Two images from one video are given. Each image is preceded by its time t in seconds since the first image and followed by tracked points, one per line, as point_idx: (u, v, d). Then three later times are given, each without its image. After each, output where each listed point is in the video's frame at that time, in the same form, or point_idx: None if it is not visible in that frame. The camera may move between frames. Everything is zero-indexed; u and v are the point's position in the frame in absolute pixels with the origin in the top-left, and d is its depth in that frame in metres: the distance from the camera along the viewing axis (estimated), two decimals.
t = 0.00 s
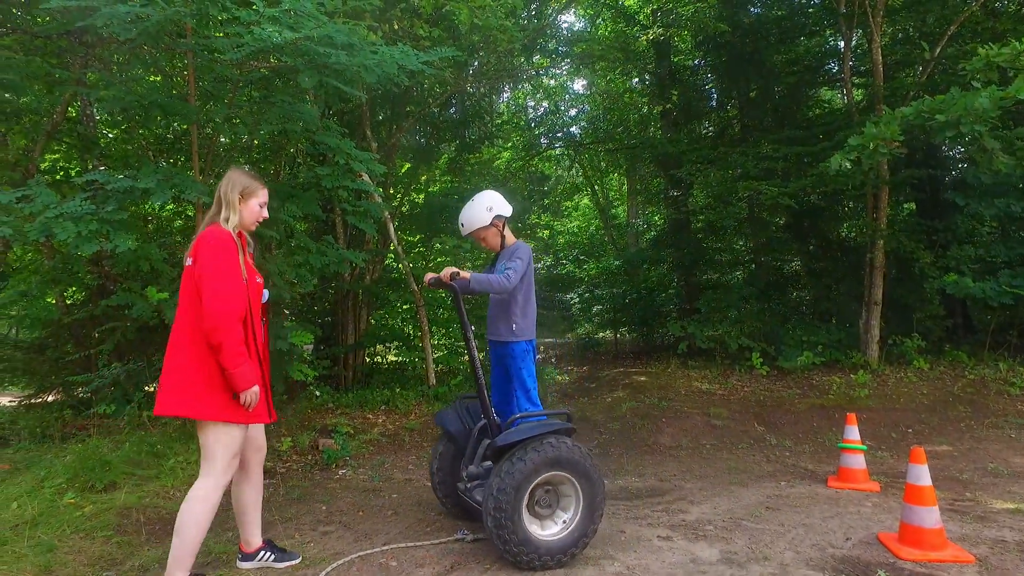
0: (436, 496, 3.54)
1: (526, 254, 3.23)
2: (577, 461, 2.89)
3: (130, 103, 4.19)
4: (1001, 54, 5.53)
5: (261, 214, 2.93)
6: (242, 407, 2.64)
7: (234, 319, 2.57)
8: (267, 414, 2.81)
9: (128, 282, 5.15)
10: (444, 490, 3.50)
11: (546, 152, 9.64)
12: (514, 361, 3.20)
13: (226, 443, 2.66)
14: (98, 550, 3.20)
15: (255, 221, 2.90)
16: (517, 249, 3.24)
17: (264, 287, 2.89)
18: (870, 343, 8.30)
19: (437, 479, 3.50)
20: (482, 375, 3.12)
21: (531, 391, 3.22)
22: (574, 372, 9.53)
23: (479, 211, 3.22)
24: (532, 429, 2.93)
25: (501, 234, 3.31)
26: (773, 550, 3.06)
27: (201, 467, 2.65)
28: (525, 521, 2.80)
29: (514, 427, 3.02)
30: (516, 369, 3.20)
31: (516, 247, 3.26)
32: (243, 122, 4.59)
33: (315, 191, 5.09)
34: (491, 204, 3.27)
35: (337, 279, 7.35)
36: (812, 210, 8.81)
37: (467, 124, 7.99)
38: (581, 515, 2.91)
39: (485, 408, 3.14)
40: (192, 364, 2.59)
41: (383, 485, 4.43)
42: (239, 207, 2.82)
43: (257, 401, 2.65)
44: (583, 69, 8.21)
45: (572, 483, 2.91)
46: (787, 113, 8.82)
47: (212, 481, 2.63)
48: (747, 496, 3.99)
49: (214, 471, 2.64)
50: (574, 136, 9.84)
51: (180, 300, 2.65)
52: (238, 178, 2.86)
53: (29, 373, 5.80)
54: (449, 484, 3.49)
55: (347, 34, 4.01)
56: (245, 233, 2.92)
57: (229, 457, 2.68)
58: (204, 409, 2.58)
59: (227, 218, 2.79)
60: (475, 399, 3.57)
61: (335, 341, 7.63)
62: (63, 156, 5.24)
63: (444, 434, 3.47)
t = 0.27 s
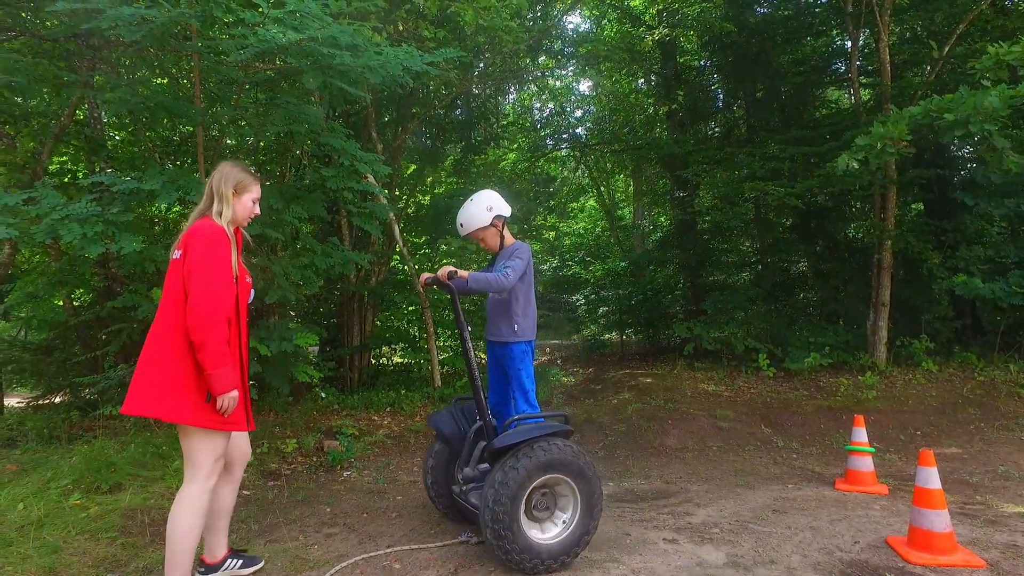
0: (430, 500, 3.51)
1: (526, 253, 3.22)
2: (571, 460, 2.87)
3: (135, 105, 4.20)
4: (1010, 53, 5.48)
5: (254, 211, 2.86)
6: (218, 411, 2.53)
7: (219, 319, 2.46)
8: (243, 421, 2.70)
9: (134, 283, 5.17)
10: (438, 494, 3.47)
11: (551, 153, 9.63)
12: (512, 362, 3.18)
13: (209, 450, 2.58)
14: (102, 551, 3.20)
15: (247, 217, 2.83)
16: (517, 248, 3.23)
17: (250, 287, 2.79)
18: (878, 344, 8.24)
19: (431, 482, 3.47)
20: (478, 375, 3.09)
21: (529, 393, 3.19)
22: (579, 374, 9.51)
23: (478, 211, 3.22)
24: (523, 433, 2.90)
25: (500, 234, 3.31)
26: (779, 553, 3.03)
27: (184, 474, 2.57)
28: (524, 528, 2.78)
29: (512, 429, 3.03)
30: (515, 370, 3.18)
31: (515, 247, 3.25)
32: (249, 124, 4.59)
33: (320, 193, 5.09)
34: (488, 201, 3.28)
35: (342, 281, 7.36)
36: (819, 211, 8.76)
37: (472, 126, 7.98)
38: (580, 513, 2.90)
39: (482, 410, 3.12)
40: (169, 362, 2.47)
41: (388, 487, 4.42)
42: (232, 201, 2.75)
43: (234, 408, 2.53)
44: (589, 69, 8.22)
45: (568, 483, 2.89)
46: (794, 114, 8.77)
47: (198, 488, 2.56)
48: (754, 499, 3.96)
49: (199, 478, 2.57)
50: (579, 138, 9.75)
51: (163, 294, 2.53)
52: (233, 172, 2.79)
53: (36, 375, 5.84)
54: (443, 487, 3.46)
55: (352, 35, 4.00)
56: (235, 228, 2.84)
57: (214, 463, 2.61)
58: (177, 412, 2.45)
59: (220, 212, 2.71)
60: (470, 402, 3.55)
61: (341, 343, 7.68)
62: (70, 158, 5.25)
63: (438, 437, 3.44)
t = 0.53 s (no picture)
0: (430, 500, 3.50)
1: (524, 253, 3.21)
2: (569, 460, 2.85)
3: (140, 107, 4.21)
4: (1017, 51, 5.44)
5: (241, 206, 2.78)
6: (214, 413, 2.49)
7: (212, 320, 2.41)
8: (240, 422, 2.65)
9: (139, 285, 5.18)
10: (438, 493, 3.47)
11: (555, 154, 9.63)
12: (511, 362, 3.17)
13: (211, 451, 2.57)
14: (106, 551, 3.21)
15: (235, 212, 2.75)
16: (515, 248, 3.23)
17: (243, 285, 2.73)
18: (884, 345, 8.19)
19: (431, 482, 3.47)
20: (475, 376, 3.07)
21: (527, 394, 3.19)
22: (584, 375, 9.50)
23: (476, 210, 3.20)
24: (520, 435, 2.88)
25: (498, 233, 3.31)
26: (785, 555, 3.01)
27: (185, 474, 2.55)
28: (526, 531, 2.77)
29: (512, 430, 3.00)
30: (513, 370, 3.17)
31: (513, 246, 3.24)
32: (253, 125, 4.58)
33: (324, 194, 5.08)
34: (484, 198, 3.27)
35: (346, 282, 7.37)
36: (824, 212, 8.72)
37: (476, 127, 7.99)
38: (580, 512, 2.88)
39: (481, 410, 3.11)
40: (162, 364, 2.42)
41: (391, 488, 4.42)
42: (218, 198, 2.66)
43: (231, 410, 2.50)
44: (593, 70, 8.22)
45: (567, 483, 2.87)
46: (799, 114, 8.74)
47: (202, 489, 2.56)
48: (759, 500, 3.93)
49: (203, 479, 2.56)
50: (584, 139, 9.81)
51: (151, 294, 2.47)
52: (218, 167, 2.70)
53: (41, 376, 5.82)
54: (442, 486, 3.46)
55: (355, 35, 4.00)
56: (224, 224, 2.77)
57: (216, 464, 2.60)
58: (173, 415, 2.42)
59: (207, 208, 2.63)
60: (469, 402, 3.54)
61: (346, 344, 7.66)
62: (75, 160, 5.25)
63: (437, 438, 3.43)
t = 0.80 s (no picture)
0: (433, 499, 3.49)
1: (520, 252, 3.22)
2: (569, 458, 2.84)
3: (143, 106, 4.22)
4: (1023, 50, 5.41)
5: (222, 203, 2.75)
6: (213, 412, 2.49)
7: (207, 319, 2.41)
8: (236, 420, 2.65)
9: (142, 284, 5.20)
10: (441, 492, 3.46)
11: (558, 155, 9.67)
12: (507, 362, 3.17)
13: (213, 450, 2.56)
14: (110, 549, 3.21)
15: (216, 209, 2.72)
16: (511, 247, 3.23)
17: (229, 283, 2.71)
18: (888, 345, 8.16)
19: (432, 481, 3.46)
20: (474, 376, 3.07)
21: (525, 393, 3.18)
22: (586, 375, 9.49)
23: (471, 209, 3.21)
24: (519, 435, 2.88)
25: (493, 232, 3.30)
26: (789, 554, 3.00)
27: (190, 476, 2.53)
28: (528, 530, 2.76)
29: (513, 429, 2.99)
30: (510, 370, 3.17)
31: (509, 245, 3.25)
32: (256, 125, 4.57)
33: (327, 194, 5.08)
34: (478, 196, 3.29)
35: (350, 282, 7.37)
36: (827, 211, 8.70)
37: (479, 127, 7.99)
38: (583, 510, 2.87)
39: (482, 410, 3.09)
40: (157, 366, 2.41)
41: (395, 487, 4.42)
42: (200, 195, 2.63)
43: (230, 407, 2.51)
44: (596, 70, 8.22)
45: (568, 481, 2.86)
46: (802, 113, 8.72)
47: (209, 491, 2.56)
48: (763, 500, 3.92)
49: (208, 480, 2.55)
50: (586, 139, 9.86)
51: (141, 296, 2.45)
52: (198, 164, 2.66)
53: (45, 375, 5.80)
54: (445, 484, 3.46)
55: (357, 34, 4.00)
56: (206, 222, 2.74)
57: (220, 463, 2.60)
58: (172, 416, 2.42)
59: (190, 206, 2.59)
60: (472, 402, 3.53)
61: (349, 344, 7.69)
62: (79, 160, 5.28)
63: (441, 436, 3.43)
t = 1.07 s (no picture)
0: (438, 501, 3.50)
1: (512, 252, 3.20)
2: (569, 456, 2.83)
3: (147, 105, 4.24)
4: None
5: (205, 203, 2.68)
6: (190, 416, 2.39)
7: (189, 319, 2.33)
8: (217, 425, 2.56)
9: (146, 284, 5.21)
10: (446, 494, 3.47)
11: (561, 154, 9.66)
12: (501, 363, 3.17)
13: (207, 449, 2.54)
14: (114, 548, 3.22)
15: (199, 209, 2.65)
16: (503, 248, 3.21)
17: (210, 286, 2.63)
18: (892, 345, 8.14)
19: (437, 482, 3.47)
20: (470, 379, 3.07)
21: (520, 394, 3.18)
22: (590, 375, 9.49)
23: (462, 209, 3.21)
24: (519, 435, 2.86)
25: (486, 233, 3.29)
26: (793, 554, 2.99)
27: (184, 477, 2.51)
28: (530, 530, 2.76)
29: (513, 429, 2.99)
30: (504, 371, 3.17)
31: (501, 246, 3.23)
32: (258, 125, 4.59)
33: (330, 193, 5.08)
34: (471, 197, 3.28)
35: (353, 281, 7.38)
36: (831, 211, 8.68)
37: (482, 126, 8.00)
38: (585, 508, 2.86)
39: (484, 409, 3.10)
40: (133, 367, 2.31)
41: (398, 487, 4.42)
42: (184, 195, 2.57)
43: (208, 412, 2.42)
44: (599, 69, 8.21)
45: (570, 481, 2.85)
46: (806, 113, 8.70)
47: (205, 491, 2.54)
48: (767, 500, 3.91)
49: (204, 480, 2.53)
50: (589, 139, 9.78)
51: (119, 294, 2.36)
52: (181, 163, 2.60)
53: (50, 375, 5.75)
54: (450, 487, 3.46)
55: (361, 33, 4.00)
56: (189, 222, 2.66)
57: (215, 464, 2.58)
58: (147, 419, 2.32)
59: (172, 205, 2.52)
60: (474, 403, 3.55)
61: (352, 343, 7.64)
62: (84, 160, 5.31)
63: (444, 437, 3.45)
